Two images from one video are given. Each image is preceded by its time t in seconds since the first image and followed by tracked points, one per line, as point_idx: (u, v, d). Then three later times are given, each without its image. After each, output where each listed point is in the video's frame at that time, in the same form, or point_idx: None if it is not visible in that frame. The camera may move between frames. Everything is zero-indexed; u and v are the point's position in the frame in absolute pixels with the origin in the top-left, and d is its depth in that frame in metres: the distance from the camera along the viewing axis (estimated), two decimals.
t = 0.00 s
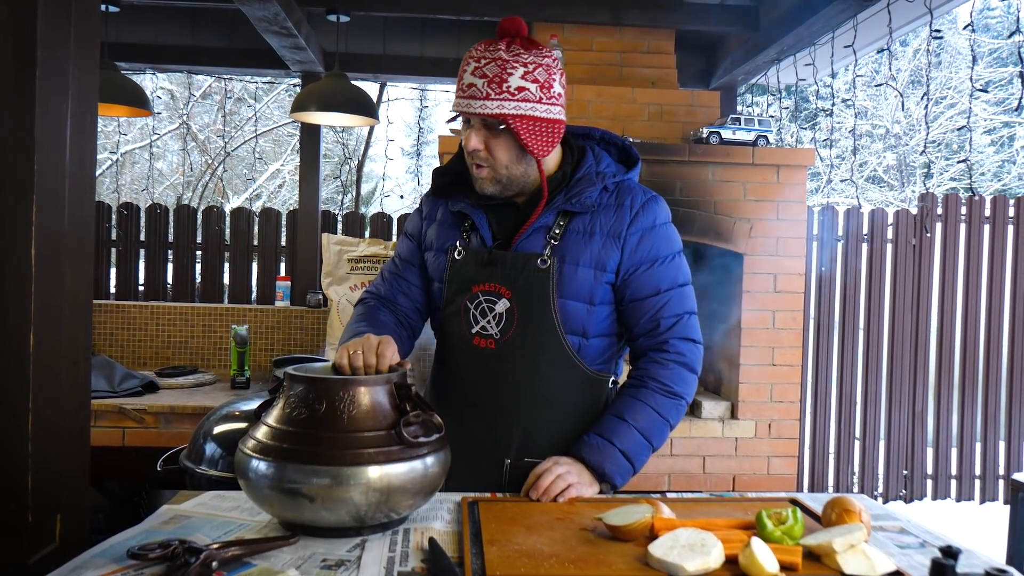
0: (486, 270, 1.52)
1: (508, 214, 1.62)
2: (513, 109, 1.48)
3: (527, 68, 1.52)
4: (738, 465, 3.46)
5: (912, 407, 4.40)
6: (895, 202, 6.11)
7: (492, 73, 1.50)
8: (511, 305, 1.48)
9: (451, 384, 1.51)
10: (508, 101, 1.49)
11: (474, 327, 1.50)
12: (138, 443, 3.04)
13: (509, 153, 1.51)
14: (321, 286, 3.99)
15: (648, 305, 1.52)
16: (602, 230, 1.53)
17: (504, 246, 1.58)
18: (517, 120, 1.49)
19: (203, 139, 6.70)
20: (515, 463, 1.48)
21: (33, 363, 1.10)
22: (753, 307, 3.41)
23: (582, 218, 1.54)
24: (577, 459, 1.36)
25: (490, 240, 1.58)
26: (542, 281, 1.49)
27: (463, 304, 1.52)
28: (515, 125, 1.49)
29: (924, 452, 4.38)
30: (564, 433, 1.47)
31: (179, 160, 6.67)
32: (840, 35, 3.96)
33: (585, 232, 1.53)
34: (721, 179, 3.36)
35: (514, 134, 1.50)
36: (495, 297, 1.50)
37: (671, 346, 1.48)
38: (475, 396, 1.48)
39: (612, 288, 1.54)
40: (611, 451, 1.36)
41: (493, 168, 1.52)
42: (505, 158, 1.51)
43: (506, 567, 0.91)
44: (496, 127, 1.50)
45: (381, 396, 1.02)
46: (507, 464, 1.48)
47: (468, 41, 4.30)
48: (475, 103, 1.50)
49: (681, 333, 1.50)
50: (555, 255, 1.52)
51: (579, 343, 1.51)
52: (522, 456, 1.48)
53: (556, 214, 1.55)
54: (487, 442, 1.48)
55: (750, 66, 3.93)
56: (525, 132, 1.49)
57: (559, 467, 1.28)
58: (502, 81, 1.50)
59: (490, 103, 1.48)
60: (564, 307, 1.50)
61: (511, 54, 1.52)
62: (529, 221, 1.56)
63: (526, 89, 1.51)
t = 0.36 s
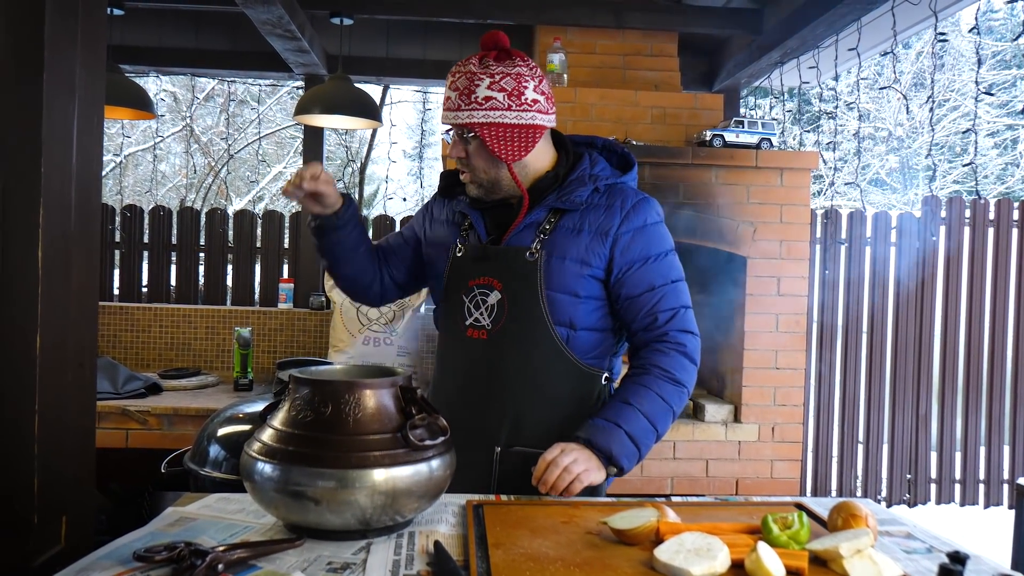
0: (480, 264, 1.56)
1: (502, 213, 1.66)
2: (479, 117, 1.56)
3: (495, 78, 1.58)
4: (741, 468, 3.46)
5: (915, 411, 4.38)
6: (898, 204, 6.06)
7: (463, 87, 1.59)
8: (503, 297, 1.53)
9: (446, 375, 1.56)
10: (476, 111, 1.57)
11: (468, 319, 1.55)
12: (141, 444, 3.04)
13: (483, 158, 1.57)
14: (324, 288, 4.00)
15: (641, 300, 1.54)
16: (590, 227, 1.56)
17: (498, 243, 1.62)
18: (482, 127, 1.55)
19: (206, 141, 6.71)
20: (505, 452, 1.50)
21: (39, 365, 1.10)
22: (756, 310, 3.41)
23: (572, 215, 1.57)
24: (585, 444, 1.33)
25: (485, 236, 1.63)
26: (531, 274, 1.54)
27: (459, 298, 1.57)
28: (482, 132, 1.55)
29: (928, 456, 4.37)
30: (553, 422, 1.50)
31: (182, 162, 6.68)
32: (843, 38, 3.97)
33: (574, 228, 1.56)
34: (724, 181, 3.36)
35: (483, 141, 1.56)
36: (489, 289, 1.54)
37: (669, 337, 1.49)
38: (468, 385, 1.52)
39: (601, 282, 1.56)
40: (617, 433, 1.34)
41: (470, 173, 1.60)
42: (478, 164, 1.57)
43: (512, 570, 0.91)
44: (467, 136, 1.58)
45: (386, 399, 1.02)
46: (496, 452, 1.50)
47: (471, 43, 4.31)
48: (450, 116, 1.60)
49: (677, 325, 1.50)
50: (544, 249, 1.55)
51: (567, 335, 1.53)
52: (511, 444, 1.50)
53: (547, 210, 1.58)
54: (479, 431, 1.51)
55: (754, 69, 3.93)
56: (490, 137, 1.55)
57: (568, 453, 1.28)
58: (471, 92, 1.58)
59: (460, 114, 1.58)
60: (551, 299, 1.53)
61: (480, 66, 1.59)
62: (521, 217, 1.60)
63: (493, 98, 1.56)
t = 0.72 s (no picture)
0: (473, 267, 1.65)
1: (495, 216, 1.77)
2: (493, 120, 1.56)
3: (502, 82, 1.59)
4: (748, 469, 3.45)
5: (923, 412, 4.37)
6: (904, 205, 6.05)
7: (472, 91, 1.59)
8: (490, 299, 1.61)
9: (448, 373, 1.68)
10: (488, 114, 1.57)
11: (463, 320, 1.65)
12: (149, 443, 3.05)
13: (496, 162, 1.59)
14: (331, 288, 4.01)
15: (619, 299, 1.53)
16: (568, 229, 1.58)
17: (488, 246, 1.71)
18: (497, 130, 1.56)
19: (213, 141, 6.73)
20: (498, 445, 1.59)
21: (48, 364, 1.10)
22: (763, 311, 3.40)
23: (553, 219, 1.60)
24: (586, 463, 1.31)
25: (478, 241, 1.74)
26: (512, 276, 1.59)
27: (457, 300, 1.68)
28: (496, 136, 1.56)
29: (936, 457, 4.35)
30: (540, 416, 1.56)
31: (189, 162, 6.70)
32: (850, 38, 3.95)
33: (553, 232, 1.59)
34: (730, 182, 3.35)
35: (496, 142, 1.58)
36: (479, 291, 1.63)
37: (647, 338, 1.46)
38: (464, 382, 1.63)
39: (580, 281, 1.59)
40: (615, 448, 1.30)
41: (479, 177, 1.61)
42: (491, 167, 1.59)
43: (520, 569, 0.91)
44: (478, 138, 1.58)
45: (394, 398, 1.02)
46: (487, 444, 1.60)
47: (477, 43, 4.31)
48: (459, 119, 1.59)
49: (654, 324, 1.48)
50: (524, 253, 1.60)
51: (551, 334, 1.58)
52: (500, 437, 1.59)
53: (530, 215, 1.63)
54: (475, 425, 1.61)
55: (761, 69, 3.92)
56: (506, 141, 1.56)
57: (578, 471, 1.26)
58: (481, 96, 1.58)
59: (471, 117, 1.57)
60: (533, 301, 1.58)
61: (486, 71, 1.60)
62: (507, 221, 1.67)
63: (503, 101, 1.57)
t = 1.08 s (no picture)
0: (490, 261, 1.68)
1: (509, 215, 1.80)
2: (554, 102, 1.71)
3: (554, 75, 1.77)
4: (753, 467, 3.44)
5: (928, 410, 4.35)
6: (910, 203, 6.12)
7: (532, 73, 1.72)
8: (508, 291, 1.64)
9: (462, 366, 1.69)
10: (548, 96, 1.71)
11: (479, 313, 1.67)
12: (154, 441, 3.06)
13: (546, 142, 1.70)
14: (336, 286, 4.01)
15: (619, 287, 1.56)
16: (582, 220, 1.62)
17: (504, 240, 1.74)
18: (557, 113, 1.71)
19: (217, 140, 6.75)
20: (515, 436, 1.61)
21: (53, 362, 1.11)
22: (768, 309, 3.39)
23: (568, 212, 1.64)
24: (589, 462, 1.30)
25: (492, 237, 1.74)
26: (531, 267, 1.62)
27: (472, 293, 1.70)
28: (555, 117, 1.71)
29: (941, 455, 4.33)
30: (557, 406, 1.58)
31: (194, 161, 6.72)
32: (856, 35, 3.94)
33: (568, 223, 1.63)
34: (736, 179, 3.34)
35: (549, 124, 1.71)
36: (495, 284, 1.65)
37: (638, 328, 1.47)
38: (480, 374, 1.65)
39: (594, 272, 1.61)
40: (616, 443, 1.29)
41: (531, 154, 1.67)
42: (543, 146, 1.69)
43: (525, 567, 0.91)
44: (537, 117, 1.69)
45: (399, 396, 1.02)
46: (505, 435, 1.62)
47: (482, 41, 4.30)
48: (521, 94, 1.69)
49: (647, 314, 1.49)
50: (542, 244, 1.63)
51: (567, 324, 1.61)
52: (518, 428, 1.61)
53: (546, 209, 1.66)
54: (491, 416, 1.63)
55: (767, 66, 3.90)
56: (563, 124, 1.72)
57: (581, 470, 1.25)
58: (540, 79, 1.72)
59: (534, 95, 1.69)
60: (552, 291, 1.61)
61: (541, 62, 1.76)
62: (523, 216, 1.70)
63: (557, 90, 1.75)
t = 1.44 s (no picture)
0: (495, 260, 1.67)
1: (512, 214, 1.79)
2: (564, 103, 1.70)
3: (565, 74, 1.75)
4: (752, 466, 3.44)
5: (928, 408, 4.35)
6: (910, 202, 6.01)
7: (543, 71, 1.70)
8: (513, 291, 1.63)
9: (465, 366, 1.68)
10: (558, 96, 1.70)
11: (482, 312, 1.66)
12: (153, 440, 3.06)
13: (555, 142, 1.69)
14: (335, 285, 4.00)
15: (620, 288, 1.56)
16: (590, 223, 1.63)
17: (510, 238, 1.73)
18: (567, 113, 1.70)
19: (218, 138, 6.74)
20: (517, 436, 1.61)
21: (49, 359, 1.10)
22: (768, 308, 3.39)
23: (575, 214, 1.65)
24: (588, 465, 1.29)
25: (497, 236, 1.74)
26: (539, 267, 1.62)
27: (475, 293, 1.68)
28: (565, 118, 1.70)
29: (941, 454, 4.32)
30: (562, 407, 1.58)
31: (194, 159, 6.71)
32: (857, 34, 3.93)
33: (576, 225, 1.63)
34: (736, 178, 3.33)
35: (559, 124, 1.71)
36: (501, 284, 1.65)
37: (637, 330, 1.47)
38: (484, 375, 1.64)
39: (600, 274, 1.62)
40: (615, 446, 1.29)
41: (539, 154, 1.66)
42: (551, 147, 1.68)
43: (522, 567, 0.90)
44: (546, 116, 1.69)
45: (397, 395, 1.01)
46: (510, 437, 1.61)
47: (482, 39, 4.30)
48: (531, 93, 1.67)
49: (647, 317, 1.49)
50: (551, 245, 1.63)
51: (573, 325, 1.61)
52: (524, 429, 1.61)
53: (554, 210, 1.67)
54: (494, 417, 1.63)
55: (768, 64, 3.89)
56: (573, 125, 1.72)
57: (578, 470, 1.25)
58: (551, 78, 1.70)
59: (545, 94, 1.68)
60: (558, 292, 1.61)
61: (553, 60, 1.74)
62: (530, 216, 1.69)
63: (568, 90, 1.74)
